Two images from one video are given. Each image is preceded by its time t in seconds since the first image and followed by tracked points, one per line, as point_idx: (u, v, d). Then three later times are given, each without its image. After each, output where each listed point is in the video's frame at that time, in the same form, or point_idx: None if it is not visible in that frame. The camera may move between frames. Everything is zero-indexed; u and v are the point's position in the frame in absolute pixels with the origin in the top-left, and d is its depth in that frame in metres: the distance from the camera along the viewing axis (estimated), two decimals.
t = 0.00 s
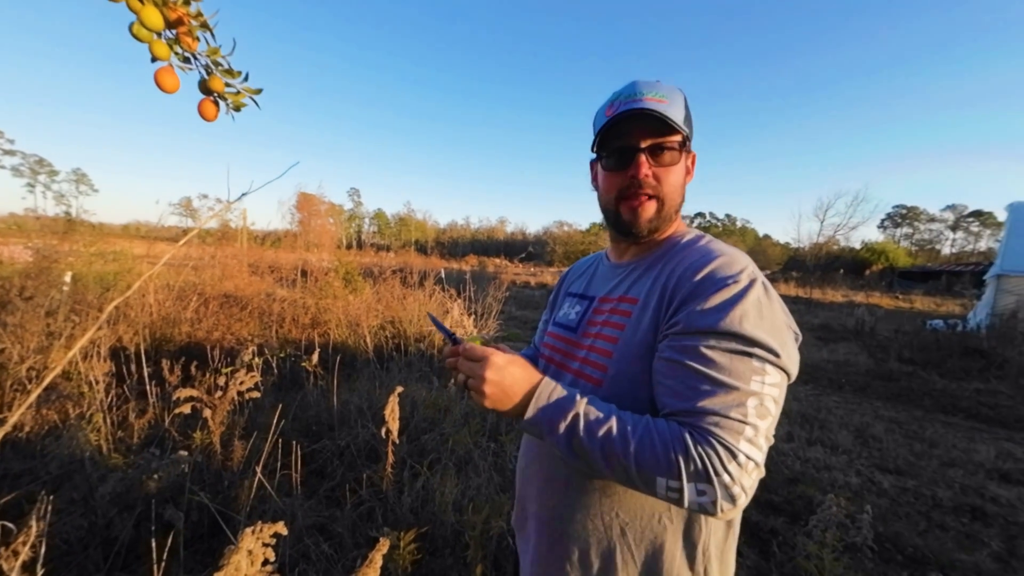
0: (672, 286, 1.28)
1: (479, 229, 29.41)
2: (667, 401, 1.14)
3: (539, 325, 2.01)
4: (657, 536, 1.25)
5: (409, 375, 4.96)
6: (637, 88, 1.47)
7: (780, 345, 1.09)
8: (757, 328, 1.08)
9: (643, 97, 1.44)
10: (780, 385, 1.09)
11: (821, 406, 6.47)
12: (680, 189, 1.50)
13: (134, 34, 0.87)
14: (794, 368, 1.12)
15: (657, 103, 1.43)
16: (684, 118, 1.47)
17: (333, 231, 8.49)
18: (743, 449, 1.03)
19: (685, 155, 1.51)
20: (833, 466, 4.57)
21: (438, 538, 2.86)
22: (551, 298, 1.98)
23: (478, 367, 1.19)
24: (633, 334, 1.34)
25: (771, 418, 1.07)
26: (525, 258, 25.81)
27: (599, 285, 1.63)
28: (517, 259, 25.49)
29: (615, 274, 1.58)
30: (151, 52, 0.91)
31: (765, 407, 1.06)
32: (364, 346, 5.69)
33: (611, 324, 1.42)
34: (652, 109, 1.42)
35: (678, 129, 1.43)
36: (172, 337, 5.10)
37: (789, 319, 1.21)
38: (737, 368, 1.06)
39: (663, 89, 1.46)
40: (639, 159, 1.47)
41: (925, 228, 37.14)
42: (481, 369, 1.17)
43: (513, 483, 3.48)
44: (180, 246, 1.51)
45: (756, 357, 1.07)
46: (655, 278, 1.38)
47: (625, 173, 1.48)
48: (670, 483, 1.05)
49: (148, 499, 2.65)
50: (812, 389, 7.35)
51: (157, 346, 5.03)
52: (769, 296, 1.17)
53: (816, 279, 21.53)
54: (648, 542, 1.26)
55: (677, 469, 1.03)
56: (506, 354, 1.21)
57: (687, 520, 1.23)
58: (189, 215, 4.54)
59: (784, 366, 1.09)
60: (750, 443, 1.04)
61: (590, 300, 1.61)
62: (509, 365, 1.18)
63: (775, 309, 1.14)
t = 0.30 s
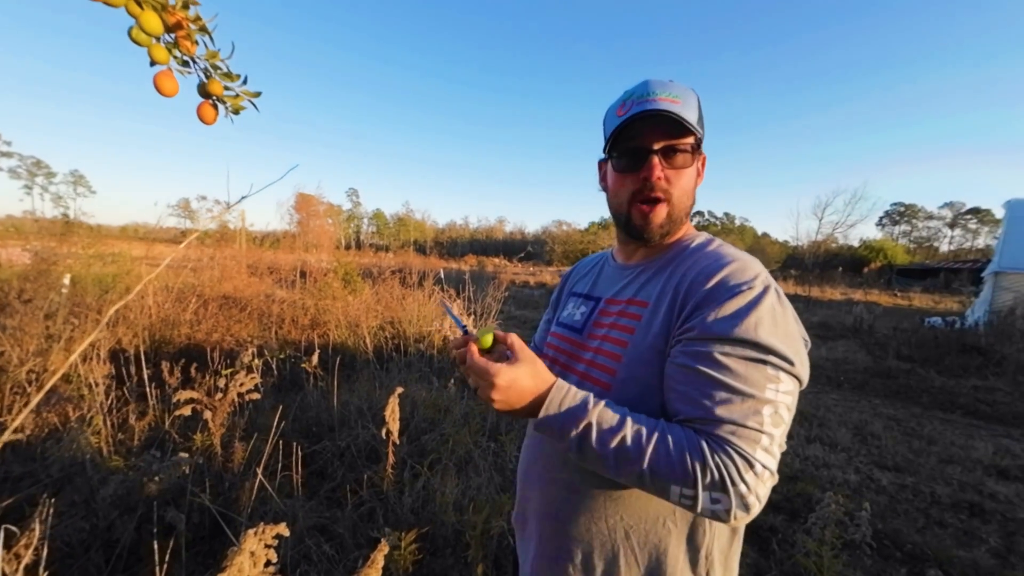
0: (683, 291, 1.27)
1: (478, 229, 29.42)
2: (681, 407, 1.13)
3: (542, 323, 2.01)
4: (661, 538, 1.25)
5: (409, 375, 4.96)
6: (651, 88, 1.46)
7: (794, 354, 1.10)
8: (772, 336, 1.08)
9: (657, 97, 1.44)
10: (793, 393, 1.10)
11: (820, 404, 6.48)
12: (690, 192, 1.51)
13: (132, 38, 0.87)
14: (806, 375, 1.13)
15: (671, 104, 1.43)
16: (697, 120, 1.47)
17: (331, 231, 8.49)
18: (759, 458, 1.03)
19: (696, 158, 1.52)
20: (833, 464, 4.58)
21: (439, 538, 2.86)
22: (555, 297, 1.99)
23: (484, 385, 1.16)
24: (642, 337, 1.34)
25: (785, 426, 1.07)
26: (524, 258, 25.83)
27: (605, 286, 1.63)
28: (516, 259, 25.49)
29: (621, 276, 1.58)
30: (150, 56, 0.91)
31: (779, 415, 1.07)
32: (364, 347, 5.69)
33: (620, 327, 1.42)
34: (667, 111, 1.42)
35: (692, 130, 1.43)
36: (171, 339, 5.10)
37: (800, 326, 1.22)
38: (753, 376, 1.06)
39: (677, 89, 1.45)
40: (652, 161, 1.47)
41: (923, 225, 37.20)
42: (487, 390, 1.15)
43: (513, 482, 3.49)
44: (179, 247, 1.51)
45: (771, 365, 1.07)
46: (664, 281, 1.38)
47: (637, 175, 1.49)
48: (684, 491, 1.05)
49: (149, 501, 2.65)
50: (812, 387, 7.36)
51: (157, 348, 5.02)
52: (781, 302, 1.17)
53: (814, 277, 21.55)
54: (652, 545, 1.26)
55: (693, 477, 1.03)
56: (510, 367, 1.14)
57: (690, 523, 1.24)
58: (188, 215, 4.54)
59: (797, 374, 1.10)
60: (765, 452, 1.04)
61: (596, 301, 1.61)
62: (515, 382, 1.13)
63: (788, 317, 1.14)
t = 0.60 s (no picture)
0: (690, 298, 1.27)
1: (477, 228, 29.45)
2: (702, 415, 1.10)
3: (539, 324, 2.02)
4: (662, 539, 1.26)
5: (409, 376, 4.97)
6: (649, 95, 1.47)
7: (804, 360, 1.13)
8: (785, 345, 1.10)
9: (654, 105, 1.44)
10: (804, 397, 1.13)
11: (819, 402, 6.50)
12: (688, 200, 1.52)
13: (134, 45, 0.87)
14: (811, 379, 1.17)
15: (669, 111, 1.43)
16: (694, 128, 1.47)
17: (329, 231, 8.49)
18: (785, 461, 1.06)
19: (694, 166, 1.51)
20: (831, 461, 4.60)
21: (440, 538, 2.87)
22: (553, 298, 1.99)
23: (511, 389, 1.03)
24: (647, 343, 1.34)
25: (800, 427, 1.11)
26: (524, 256, 25.89)
27: (607, 289, 1.63)
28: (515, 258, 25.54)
29: (623, 280, 1.59)
30: (150, 63, 0.90)
31: (796, 418, 1.10)
32: (363, 347, 5.69)
33: (624, 332, 1.42)
34: (663, 119, 1.42)
35: (687, 139, 1.43)
36: (171, 340, 5.09)
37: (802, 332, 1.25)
38: (773, 384, 1.07)
39: (675, 97, 1.45)
40: (646, 170, 1.48)
41: (922, 222, 37.30)
42: (513, 394, 1.02)
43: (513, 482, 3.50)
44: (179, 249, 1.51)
45: (785, 372, 1.09)
46: (671, 288, 1.38)
47: (633, 183, 1.50)
48: (720, 500, 1.02)
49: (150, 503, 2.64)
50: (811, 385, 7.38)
51: (156, 350, 5.01)
52: (790, 311, 1.18)
53: (812, 275, 21.59)
54: (652, 546, 1.26)
55: (733, 488, 1.01)
56: (543, 372, 1.02)
57: (690, 523, 1.25)
58: (186, 216, 4.53)
59: (807, 380, 1.13)
60: (788, 454, 1.08)
61: (597, 304, 1.62)
62: (547, 390, 1.01)
63: (797, 325, 1.16)
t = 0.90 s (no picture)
0: (691, 294, 1.28)
1: (474, 227, 29.44)
2: (716, 414, 1.08)
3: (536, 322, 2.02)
4: (663, 532, 1.26)
5: (406, 374, 4.96)
6: (626, 96, 1.49)
7: (804, 353, 1.15)
8: (787, 341, 1.11)
9: (630, 106, 1.48)
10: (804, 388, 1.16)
11: (815, 399, 6.53)
12: (669, 196, 1.49)
13: (125, 39, 0.86)
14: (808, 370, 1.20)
15: (641, 112, 1.46)
16: (667, 124, 1.45)
17: (326, 230, 8.46)
18: (796, 452, 1.08)
19: (673, 161, 1.48)
20: (827, 458, 4.62)
21: (437, 536, 2.87)
22: (549, 294, 1.99)
23: (538, 396, 0.91)
24: (646, 340, 1.34)
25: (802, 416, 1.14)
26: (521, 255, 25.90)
27: (603, 286, 1.64)
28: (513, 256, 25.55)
29: (619, 277, 1.59)
30: (142, 56, 0.90)
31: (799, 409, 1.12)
32: (360, 346, 5.68)
33: (623, 328, 1.42)
34: (634, 119, 1.45)
35: (653, 136, 1.42)
36: (166, 339, 5.06)
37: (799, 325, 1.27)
38: (780, 378, 1.08)
39: (651, 96, 1.47)
40: (619, 170, 1.50)
41: (916, 220, 37.55)
42: (541, 403, 0.91)
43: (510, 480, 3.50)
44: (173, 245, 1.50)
45: (789, 367, 1.10)
46: (670, 284, 1.38)
47: (610, 183, 1.53)
48: (746, 500, 1.01)
49: (144, 502, 2.63)
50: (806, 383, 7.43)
51: (151, 349, 4.99)
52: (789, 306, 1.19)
53: (808, 273, 21.68)
54: (653, 539, 1.27)
55: (759, 486, 1.00)
56: (577, 379, 0.91)
57: (689, 515, 1.25)
58: (181, 215, 4.51)
59: (806, 372, 1.15)
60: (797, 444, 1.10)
61: (594, 300, 1.62)
62: (580, 399, 0.92)
63: (797, 320, 1.17)
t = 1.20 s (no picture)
0: (689, 292, 1.28)
1: (470, 225, 29.42)
2: (715, 413, 1.09)
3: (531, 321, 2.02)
4: (663, 531, 1.27)
5: (402, 373, 4.94)
6: (628, 85, 1.52)
7: (801, 351, 1.15)
8: (786, 338, 1.12)
9: (628, 95, 1.50)
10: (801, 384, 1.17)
11: (808, 397, 6.59)
12: (661, 185, 1.50)
13: (113, 31, 0.86)
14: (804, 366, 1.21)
15: (640, 100, 1.48)
16: (664, 114, 1.47)
17: (321, 227, 8.41)
18: (795, 450, 1.09)
19: (668, 152, 1.50)
20: (819, 455, 4.67)
21: (432, 535, 2.86)
22: (543, 293, 1.99)
23: (541, 408, 0.90)
24: (644, 338, 1.34)
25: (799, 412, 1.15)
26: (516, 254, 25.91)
27: (599, 283, 1.64)
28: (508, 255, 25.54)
29: (615, 274, 1.60)
30: (130, 49, 0.89)
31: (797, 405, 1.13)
32: (355, 345, 5.66)
33: (621, 326, 1.43)
34: (631, 106, 1.47)
35: (649, 123, 1.44)
36: (158, 337, 5.02)
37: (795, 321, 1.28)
38: (778, 375, 1.09)
39: (651, 86, 1.50)
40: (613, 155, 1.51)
41: (907, 220, 37.94)
42: (544, 417, 0.90)
43: (505, 478, 3.50)
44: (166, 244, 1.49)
45: (787, 364, 1.11)
46: (667, 282, 1.38)
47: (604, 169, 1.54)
48: (749, 500, 1.02)
49: (135, 502, 2.60)
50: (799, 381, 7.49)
51: (143, 348, 4.94)
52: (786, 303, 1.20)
53: (801, 272, 21.85)
54: (654, 539, 1.27)
55: (761, 486, 1.01)
56: (582, 394, 0.89)
57: (689, 514, 1.26)
58: (173, 212, 4.47)
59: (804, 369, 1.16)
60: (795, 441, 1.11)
61: (590, 298, 1.63)
62: (584, 412, 0.90)
63: (794, 317, 1.18)
